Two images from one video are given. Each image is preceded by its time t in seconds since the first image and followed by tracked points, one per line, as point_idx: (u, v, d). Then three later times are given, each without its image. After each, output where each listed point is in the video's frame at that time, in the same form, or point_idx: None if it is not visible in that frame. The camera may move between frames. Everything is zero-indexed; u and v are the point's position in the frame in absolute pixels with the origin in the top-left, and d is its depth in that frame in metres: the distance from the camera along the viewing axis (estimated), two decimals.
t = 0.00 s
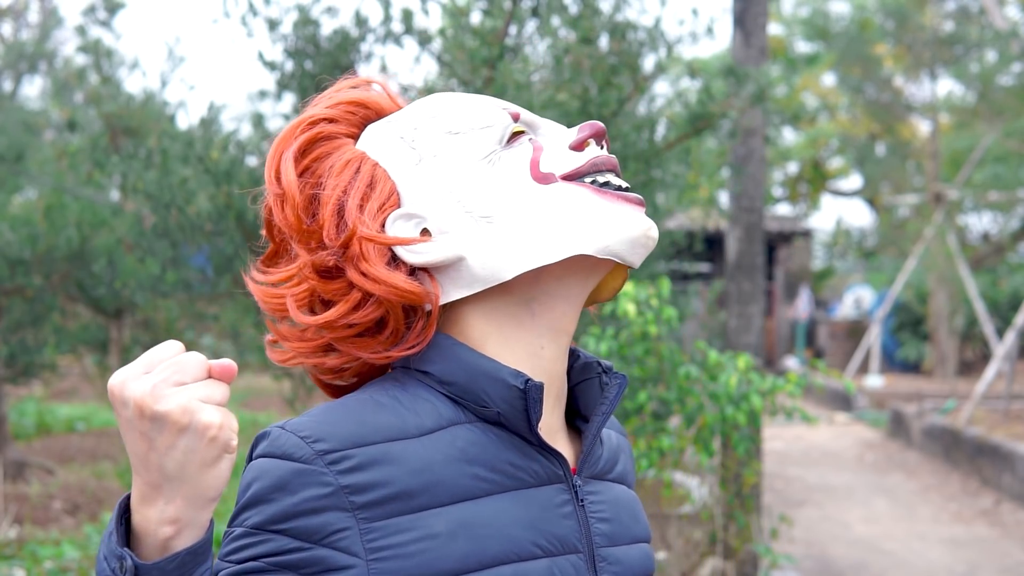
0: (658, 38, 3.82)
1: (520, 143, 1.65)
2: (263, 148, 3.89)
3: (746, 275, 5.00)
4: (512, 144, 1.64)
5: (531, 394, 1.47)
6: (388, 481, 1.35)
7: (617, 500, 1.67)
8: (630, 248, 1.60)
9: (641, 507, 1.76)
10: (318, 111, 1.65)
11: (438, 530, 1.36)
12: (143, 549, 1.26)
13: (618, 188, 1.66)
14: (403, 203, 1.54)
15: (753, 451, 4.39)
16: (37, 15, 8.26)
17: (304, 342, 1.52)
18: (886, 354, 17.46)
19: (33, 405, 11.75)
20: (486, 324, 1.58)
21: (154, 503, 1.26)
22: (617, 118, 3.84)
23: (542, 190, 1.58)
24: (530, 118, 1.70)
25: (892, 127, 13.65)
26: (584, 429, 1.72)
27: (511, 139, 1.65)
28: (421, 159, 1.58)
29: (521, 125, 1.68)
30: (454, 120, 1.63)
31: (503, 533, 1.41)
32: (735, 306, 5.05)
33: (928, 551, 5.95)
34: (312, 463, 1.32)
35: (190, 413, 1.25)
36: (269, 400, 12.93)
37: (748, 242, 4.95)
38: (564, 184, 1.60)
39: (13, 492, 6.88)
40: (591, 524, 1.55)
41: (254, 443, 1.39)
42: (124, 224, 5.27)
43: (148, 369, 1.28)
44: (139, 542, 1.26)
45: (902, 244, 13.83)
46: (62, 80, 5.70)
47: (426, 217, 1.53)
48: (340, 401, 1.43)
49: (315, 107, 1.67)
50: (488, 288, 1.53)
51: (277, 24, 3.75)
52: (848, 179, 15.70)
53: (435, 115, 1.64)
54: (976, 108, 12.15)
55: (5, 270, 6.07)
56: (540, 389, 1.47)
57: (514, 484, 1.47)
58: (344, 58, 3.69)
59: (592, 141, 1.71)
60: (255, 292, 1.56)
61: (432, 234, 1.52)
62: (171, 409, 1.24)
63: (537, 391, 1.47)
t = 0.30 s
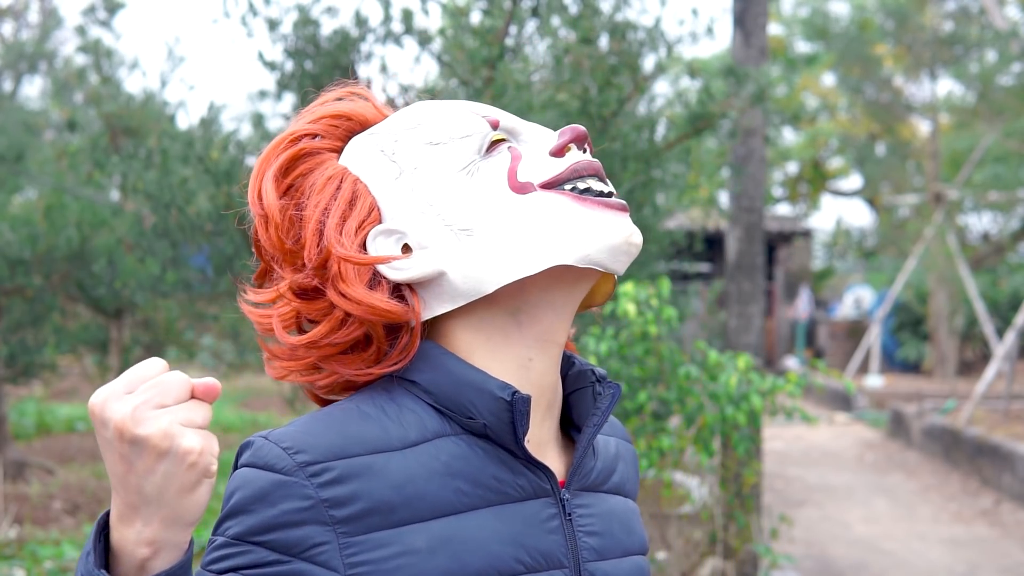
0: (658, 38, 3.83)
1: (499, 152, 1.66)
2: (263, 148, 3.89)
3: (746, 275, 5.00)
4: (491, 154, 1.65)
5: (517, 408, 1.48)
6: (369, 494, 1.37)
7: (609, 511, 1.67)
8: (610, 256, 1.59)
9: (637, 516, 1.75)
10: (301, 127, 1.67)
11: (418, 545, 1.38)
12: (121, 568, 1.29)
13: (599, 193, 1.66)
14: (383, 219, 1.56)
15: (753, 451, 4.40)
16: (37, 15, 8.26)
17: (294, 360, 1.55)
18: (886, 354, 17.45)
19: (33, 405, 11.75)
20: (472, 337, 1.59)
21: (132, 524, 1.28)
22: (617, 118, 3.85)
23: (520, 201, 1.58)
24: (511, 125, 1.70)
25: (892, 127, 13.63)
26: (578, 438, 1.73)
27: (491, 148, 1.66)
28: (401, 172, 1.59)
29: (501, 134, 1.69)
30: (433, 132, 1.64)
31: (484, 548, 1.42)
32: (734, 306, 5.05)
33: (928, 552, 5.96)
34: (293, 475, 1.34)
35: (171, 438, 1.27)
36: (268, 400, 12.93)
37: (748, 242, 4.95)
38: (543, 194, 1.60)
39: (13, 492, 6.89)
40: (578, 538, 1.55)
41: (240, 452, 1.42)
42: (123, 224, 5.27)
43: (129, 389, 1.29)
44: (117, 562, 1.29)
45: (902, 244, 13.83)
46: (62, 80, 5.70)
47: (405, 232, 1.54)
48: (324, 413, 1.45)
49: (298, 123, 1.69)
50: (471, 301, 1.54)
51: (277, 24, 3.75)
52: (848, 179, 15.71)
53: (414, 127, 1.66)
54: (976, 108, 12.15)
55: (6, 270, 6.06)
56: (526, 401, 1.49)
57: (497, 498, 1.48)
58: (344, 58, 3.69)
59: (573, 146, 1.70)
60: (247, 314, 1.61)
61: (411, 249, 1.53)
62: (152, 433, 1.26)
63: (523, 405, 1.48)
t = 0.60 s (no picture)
0: (658, 38, 3.83)
1: (506, 158, 1.68)
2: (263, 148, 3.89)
3: (746, 275, 4.99)
4: (498, 158, 1.67)
5: (512, 414, 1.50)
6: (362, 501, 1.40)
7: (613, 516, 1.67)
8: (610, 270, 1.60)
9: (643, 522, 1.75)
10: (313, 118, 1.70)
11: (412, 553, 1.40)
12: None
13: (603, 206, 1.67)
14: (386, 221, 1.59)
15: (753, 451, 4.39)
16: (38, 15, 8.26)
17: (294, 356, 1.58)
18: (886, 354, 17.45)
19: (32, 405, 11.74)
20: (470, 343, 1.61)
21: (126, 540, 1.31)
22: (617, 118, 3.86)
23: (522, 209, 1.60)
24: (520, 129, 1.72)
25: (892, 127, 13.60)
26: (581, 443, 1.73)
27: (497, 153, 1.68)
28: (407, 173, 1.61)
29: (511, 138, 1.71)
30: (441, 132, 1.66)
31: (478, 554, 1.44)
32: (734, 306, 5.05)
33: (928, 551, 5.96)
34: (287, 481, 1.39)
35: (162, 458, 1.28)
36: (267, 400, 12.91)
37: (748, 242, 4.95)
38: (546, 204, 1.61)
39: (13, 493, 6.89)
40: (579, 546, 1.56)
41: (237, 457, 1.46)
42: (124, 224, 5.27)
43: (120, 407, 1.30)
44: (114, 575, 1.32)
45: (902, 244, 13.82)
46: (62, 80, 5.70)
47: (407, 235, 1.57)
48: (322, 417, 1.48)
49: (312, 114, 1.72)
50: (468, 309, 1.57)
51: (277, 24, 3.75)
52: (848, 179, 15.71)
53: (424, 126, 1.68)
54: (976, 108, 12.14)
55: (5, 270, 6.05)
56: (521, 408, 1.50)
57: (493, 504, 1.50)
58: (344, 58, 3.69)
59: (579, 155, 1.71)
60: (252, 305, 1.65)
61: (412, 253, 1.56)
62: (141, 454, 1.27)
63: (518, 411, 1.50)
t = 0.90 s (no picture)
0: (658, 39, 3.83)
1: (529, 160, 1.69)
2: (263, 148, 3.87)
3: (746, 275, 4.99)
4: (520, 160, 1.68)
5: (518, 419, 1.50)
6: (366, 500, 1.42)
7: (624, 521, 1.67)
8: (627, 281, 1.60)
9: (656, 527, 1.75)
10: (343, 107, 1.73)
11: (415, 554, 1.42)
12: None
13: (624, 216, 1.66)
14: (404, 217, 1.61)
15: (753, 450, 4.36)
16: (38, 15, 8.26)
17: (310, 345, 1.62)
18: (886, 354, 17.45)
19: (32, 405, 11.74)
20: (482, 344, 1.63)
21: (126, 537, 1.31)
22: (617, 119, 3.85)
23: (539, 214, 1.61)
24: (544, 131, 1.73)
25: (892, 127, 13.59)
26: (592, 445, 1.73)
27: (520, 154, 1.69)
28: (430, 169, 1.64)
29: (535, 140, 1.72)
30: (466, 129, 1.68)
31: (481, 556, 1.45)
32: (734, 306, 5.05)
33: (928, 551, 5.96)
34: (292, 478, 1.41)
35: (165, 457, 1.29)
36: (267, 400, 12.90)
37: (748, 242, 4.95)
38: (565, 210, 1.62)
39: (13, 492, 6.89)
40: (585, 550, 1.56)
41: (245, 451, 1.48)
42: (124, 224, 5.28)
43: (127, 401, 1.30)
44: (112, 569, 1.32)
45: (902, 244, 13.81)
46: (62, 80, 5.70)
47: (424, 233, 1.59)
48: (330, 415, 1.50)
49: (343, 100, 1.75)
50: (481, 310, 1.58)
51: (277, 24, 3.75)
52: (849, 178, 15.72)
53: (450, 122, 1.70)
54: (977, 108, 12.12)
55: (5, 271, 6.05)
56: (528, 414, 1.51)
57: (498, 507, 1.51)
58: (344, 58, 3.69)
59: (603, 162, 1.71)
60: (269, 290, 1.69)
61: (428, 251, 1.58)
62: (146, 451, 1.27)
63: (524, 416, 1.50)
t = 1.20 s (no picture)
0: (658, 38, 3.82)
1: (546, 163, 1.69)
2: (263, 148, 3.87)
3: (746, 275, 4.99)
4: (537, 162, 1.69)
5: (520, 422, 1.50)
6: (367, 500, 1.42)
7: (629, 524, 1.66)
8: (637, 291, 1.60)
9: (662, 530, 1.74)
10: (365, 98, 1.74)
11: (415, 554, 1.42)
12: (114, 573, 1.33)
13: (637, 225, 1.66)
14: (417, 214, 1.62)
15: (753, 450, 4.36)
16: (37, 15, 8.26)
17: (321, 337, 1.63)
18: (886, 354, 17.45)
19: (32, 405, 11.74)
20: (489, 346, 1.63)
21: (125, 533, 1.32)
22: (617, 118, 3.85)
23: (552, 219, 1.61)
24: (563, 133, 1.74)
25: (892, 127, 13.58)
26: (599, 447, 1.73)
27: (538, 156, 1.70)
28: (446, 167, 1.64)
29: (553, 143, 1.73)
30: (485, 128, 1.70)
31: (481, 556, 1.46)
32: (734, 306, 5.05)
33: (928, 551, 5.96)
34: (294, 476, 1.41)
35: (164, 455, 1.28)
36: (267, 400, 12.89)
37: (748, 242, 4.95)
38: (578, 217, 1.62)
39: (13, 492, 6.89)
40: (588, 554, 1.56)
41: (249, 449, 1.49)
42: (124, 224, 5.28)
43: (129, 400, 1.30)
44: (111, 567, 1.33)
45: (902, 244, 13.81)
46: (62, 80, 5.70)
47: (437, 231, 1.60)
48: (335, 414, 1.51)
49: (367, 91, 1.76)
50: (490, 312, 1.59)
51: (277, 24, 3.75)
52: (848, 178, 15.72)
53: (470, 120, 1.71)
54: (977, 108, 12.11)
55: (5, 271, 6.05)
56: (529, 416, 1.50)
57: (499, 509, 1.51)
58: (344, 58, 3.69)
59: (619, 169, 1.71)
60: (281, 280, 1.70)
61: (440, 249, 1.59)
62: (145, 450, 1.27)
63: (526, 419, 1.50)
